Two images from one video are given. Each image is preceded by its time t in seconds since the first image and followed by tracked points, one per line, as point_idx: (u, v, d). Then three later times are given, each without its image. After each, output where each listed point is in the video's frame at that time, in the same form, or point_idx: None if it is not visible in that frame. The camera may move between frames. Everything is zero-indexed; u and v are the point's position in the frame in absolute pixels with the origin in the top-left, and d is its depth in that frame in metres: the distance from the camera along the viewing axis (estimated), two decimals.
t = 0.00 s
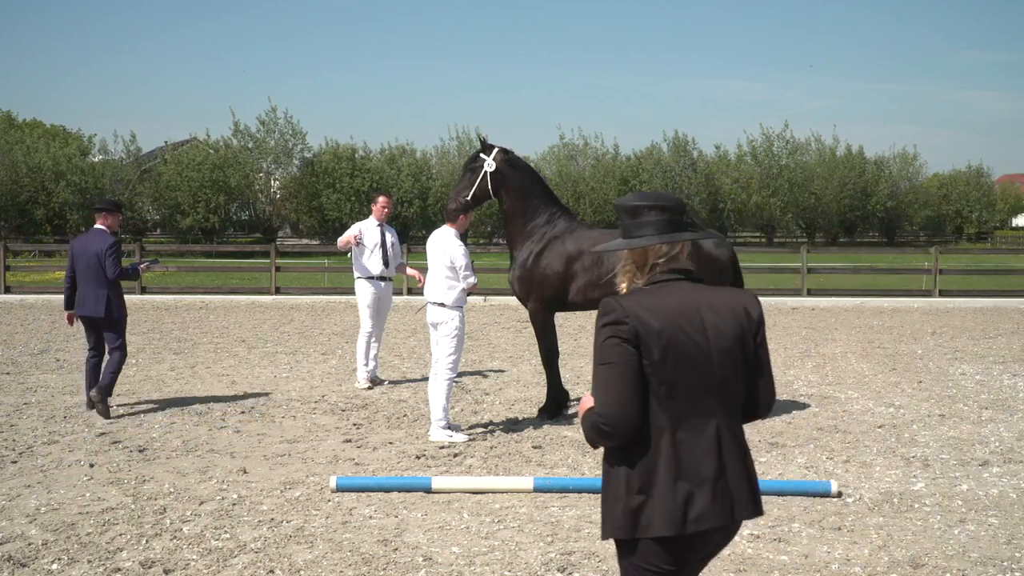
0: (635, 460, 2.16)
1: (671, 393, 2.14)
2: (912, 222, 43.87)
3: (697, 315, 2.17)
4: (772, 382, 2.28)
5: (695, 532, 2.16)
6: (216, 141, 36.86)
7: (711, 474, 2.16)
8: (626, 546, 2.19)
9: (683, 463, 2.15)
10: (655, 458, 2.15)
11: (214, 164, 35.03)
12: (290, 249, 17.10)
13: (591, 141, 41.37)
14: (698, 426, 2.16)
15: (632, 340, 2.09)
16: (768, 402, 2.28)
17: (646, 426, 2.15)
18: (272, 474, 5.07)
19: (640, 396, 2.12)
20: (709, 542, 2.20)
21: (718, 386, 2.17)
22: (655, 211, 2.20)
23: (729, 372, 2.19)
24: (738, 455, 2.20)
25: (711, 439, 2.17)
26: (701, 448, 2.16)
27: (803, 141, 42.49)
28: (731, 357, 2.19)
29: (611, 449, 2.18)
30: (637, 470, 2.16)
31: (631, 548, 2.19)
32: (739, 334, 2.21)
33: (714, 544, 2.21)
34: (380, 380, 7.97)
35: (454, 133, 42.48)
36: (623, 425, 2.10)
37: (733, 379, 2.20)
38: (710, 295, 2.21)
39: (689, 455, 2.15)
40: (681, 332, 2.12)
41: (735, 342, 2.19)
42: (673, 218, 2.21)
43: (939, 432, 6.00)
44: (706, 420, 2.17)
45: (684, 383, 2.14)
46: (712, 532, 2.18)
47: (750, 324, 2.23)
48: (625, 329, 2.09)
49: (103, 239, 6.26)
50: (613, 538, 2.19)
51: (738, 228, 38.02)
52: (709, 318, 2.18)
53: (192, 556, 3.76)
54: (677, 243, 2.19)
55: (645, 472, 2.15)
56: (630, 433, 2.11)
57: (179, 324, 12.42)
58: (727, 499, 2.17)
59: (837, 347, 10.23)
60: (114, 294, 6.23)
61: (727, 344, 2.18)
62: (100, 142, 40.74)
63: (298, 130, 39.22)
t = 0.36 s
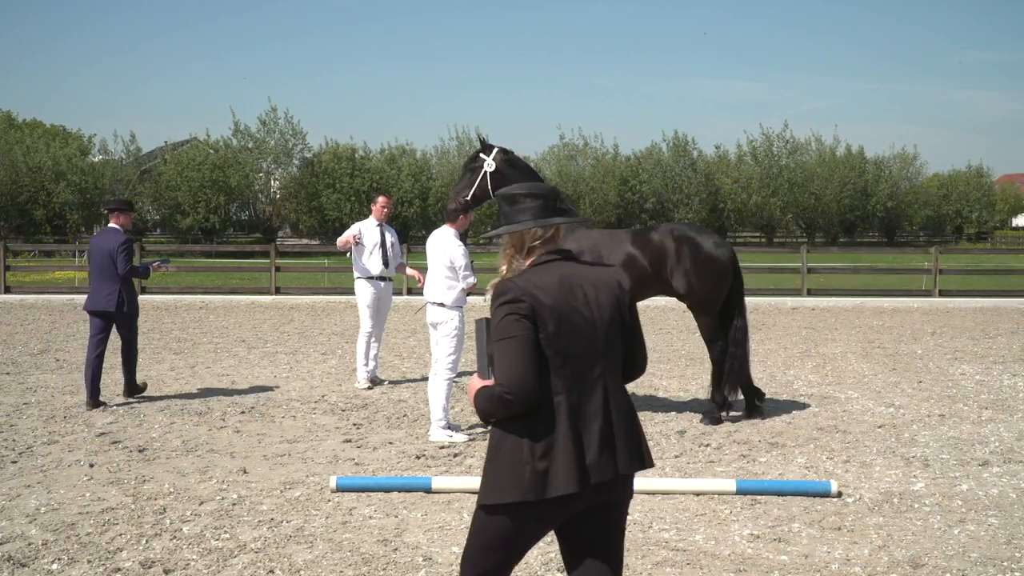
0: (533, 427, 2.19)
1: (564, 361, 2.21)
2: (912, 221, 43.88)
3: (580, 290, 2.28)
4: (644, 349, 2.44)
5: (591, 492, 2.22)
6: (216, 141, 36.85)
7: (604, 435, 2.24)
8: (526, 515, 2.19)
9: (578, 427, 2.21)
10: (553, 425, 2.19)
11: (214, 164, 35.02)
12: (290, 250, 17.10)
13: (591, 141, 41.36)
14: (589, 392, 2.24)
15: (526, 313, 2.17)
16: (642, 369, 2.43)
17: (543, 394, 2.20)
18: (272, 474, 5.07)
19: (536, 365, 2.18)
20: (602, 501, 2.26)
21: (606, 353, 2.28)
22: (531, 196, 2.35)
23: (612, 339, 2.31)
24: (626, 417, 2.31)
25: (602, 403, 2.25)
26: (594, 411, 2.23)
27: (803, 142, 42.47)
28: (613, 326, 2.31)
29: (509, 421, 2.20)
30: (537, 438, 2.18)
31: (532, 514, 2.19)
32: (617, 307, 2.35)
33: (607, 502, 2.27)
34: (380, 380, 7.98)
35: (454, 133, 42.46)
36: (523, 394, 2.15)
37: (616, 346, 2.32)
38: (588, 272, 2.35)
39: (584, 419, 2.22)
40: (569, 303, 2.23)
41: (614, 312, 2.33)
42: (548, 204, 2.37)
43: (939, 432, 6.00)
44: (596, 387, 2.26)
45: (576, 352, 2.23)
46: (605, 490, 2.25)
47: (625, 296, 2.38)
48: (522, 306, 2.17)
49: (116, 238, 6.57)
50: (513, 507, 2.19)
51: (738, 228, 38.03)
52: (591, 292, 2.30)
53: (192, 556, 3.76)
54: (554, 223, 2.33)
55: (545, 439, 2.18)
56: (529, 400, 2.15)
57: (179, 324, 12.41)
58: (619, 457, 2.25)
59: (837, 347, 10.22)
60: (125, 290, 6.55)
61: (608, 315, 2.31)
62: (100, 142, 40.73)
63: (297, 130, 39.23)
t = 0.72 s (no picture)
0: (406, 406, 2.46)
1: (437, 346, 2.47)
2: (912, 221, 43.90)
3: (458, 283, 2.53)
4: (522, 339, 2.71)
5: (458, 467, 2.48)
6: (216, 141, 36.85)
7: (472, 416, 2.51)
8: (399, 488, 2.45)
9: (447, 407, 2.47)
10: (421, 405, 2.45)
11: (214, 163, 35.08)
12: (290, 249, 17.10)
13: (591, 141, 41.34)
14: (460, 376, 2.51)
15: (402, 302, 2.40)
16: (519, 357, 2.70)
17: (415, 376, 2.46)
18: (272, 474, 5.07)
19: (409, 350, 2.43)
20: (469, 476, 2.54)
21: (479, 342, 2.55)
22: (419, 190, 2.53)
23: (486, 329, 2.57)
24: (495, 398, 2.58)
25: (473, 386, 2.52)
26: (464, 394, 2.51)
27: (804, 142, 42.48)
28: (488, 317, 2.58)
29: (384, 400, 2.46)
30: (407, 416, 2.45)
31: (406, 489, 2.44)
32: (494, 299, 2.62)
33: (474, 476, 2.55)
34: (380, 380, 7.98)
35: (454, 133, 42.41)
36: (394, 375, 2.40)
37: (491, 335, 2.58)
38: (472, 265, 2.59)
39: (454, 400, 2.49)
40: (446, 295, 2.48)
41: (490, 304, 2.59)
42: (435, 199, 2.55)
43: (939, 432, 6.00)
44: (467, 372, 2.52)
45: (450, 339, 2.49)
46: (471, 465, 2.51)
47: (504, 289, 2.65)
48: (398, 296, 2.40)
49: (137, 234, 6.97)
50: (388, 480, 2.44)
51: (738, 228, 38.06)
52: (470, 286, 2.56)
53: (192, 556, 3.76)
54: (439, 219, 2.52)
55: (416, 417, 2.45)
56: (401, 381, 2.41)
57: (179, 324, 12.41)
58: (484, 435, 2.53)
59: (837, 347, 10.23)
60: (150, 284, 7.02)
61: (484, 306, 2.58)
62: (100, 142, 40.71)
63: (297, 130, 39.22)
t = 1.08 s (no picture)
0: (329, 402, 2.63)
1: (357, 347, 2.64)
2: (912, 221, 43.92)
3: (379, 288, 2.70)
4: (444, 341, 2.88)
5: (379, 460, 2.64)
6: (216, 141, 36.86)
7: (393, 413, 2.66)
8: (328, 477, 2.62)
9: (368, 404, 2.63)
10: (342, 401, 2.62)
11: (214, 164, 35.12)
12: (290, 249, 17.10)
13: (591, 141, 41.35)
14: (380, 376, 2.67)
15: (321, 306, 2.57)
16: (442, 357, 2.87)
17: (337, 373, 2.64)
18: (271, 474, 5.07)
19: (331, 349, 2.61)
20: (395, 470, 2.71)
21: (398, 344, 2.72)
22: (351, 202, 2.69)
23: (407, 332, 2.74)
24: (415, 398, 2.74)
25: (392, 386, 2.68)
26: (385, 392, 2.67)
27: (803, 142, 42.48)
28: (409, 320, 2.75)
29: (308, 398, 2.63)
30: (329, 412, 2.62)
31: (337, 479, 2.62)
32: (415, 304, 2.79)
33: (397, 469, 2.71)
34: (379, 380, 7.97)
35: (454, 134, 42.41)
36: (314, 372, 2.56)
37: (411, 338, 2.76)
38: (395, 272, 2.77)
39: (374, 397, 2.65)
40: (368, 298, 2.65)
41: (411, 309, 2.76)
42: (365, 211, 2.73)
43: (939, 432, 6.00)
44: (386, 371, 2.68)
45: (370, 341, 2.65)
46: (394, 458, 2.67)
47: (425, 294, 2.82)
48: (318, 300, 2.57)
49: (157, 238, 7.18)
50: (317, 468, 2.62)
51: (737, 228, 38.08)
52: (392, 291, 2.72)
53: (191, 556, 3.76)
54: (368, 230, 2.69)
55: (337, 413, 2.62)
56: (322, 379, 2.58)
57: (179, 324, 12.41)
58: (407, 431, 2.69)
59: (837, 347, 10.23)
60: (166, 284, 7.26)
61: (405, 311, 2.74)
62: (100, 142, 40.74)
63: (297, 129, 39.22)
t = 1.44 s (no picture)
0: (271, 374, 2.87)
1: (299, 322, 2.90)
2: (912, 221, 43.94)
3: (318, 269, 2.96)
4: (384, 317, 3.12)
5: (318, 428, 2.88)
6: (216, 141, 36.88)
7: (330, 382, 2.90)
8: (265, 445, 2.84)
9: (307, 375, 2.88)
10: (283, 372, 2.86)
11: (214, 164, 35.11)
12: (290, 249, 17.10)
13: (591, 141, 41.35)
14: (319, 348, 2.92)
15: (263, 285, 2.84)
16: (380, 333, 3.11)
17: (280, 347, 2.89)
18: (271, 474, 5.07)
19: (274, 325, 2.87)
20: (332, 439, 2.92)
21: (337, 321, 2.96)
22: (291, 190, 2.98)
23: (346, 308, 2.99)
24: (354, 370, 2.98)
25: (330, 358, 2.93)
26: (323, 364, 2.91)
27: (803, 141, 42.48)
28: (347, 298, 3.00)
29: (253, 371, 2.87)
30: (273, 383, 2.85)
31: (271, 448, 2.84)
32: (354, 284, 3.04)
33: (335, 437, 2.93)
34: (380, 380, 7.98)
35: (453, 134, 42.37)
36: (259, 345, 2.82)
37: (349, 314, 3.00)
38: (334, 254, 3.03)
39: (313, 369, 2.90)
40: (307, 278, 2.92)
41: (349, 287, 3.01)
42: (304, 197, 3.00)
43: (939, 432, 6.00)
44: (325, 345, 2.93)
45: (310, 316, 2.91)
46: (331, 425, 2.90)
47: (364, 274, 3.07)
48: (261, 279, 2.84)
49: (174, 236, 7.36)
50: (252, 437, 2.83)
51: (737, 228, 38.06)
52: (330, 271, 2.98)
53: (191, 556, 3.76)
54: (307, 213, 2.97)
55: (281, 383, 2.85)
56: (265, 351, 2.83)
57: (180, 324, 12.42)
58: (344, 399, 2.91)
59: (837, 347, 10.23)
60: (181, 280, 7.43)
61: (343, 290, 3.00)
62: (100, 143, 40.74)
63: (297, 129, 39.21)
